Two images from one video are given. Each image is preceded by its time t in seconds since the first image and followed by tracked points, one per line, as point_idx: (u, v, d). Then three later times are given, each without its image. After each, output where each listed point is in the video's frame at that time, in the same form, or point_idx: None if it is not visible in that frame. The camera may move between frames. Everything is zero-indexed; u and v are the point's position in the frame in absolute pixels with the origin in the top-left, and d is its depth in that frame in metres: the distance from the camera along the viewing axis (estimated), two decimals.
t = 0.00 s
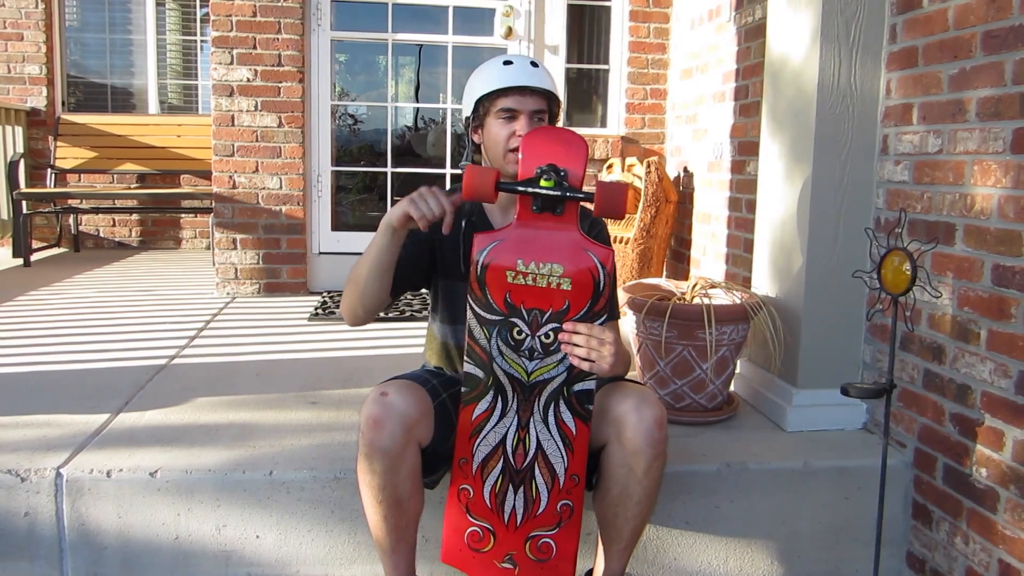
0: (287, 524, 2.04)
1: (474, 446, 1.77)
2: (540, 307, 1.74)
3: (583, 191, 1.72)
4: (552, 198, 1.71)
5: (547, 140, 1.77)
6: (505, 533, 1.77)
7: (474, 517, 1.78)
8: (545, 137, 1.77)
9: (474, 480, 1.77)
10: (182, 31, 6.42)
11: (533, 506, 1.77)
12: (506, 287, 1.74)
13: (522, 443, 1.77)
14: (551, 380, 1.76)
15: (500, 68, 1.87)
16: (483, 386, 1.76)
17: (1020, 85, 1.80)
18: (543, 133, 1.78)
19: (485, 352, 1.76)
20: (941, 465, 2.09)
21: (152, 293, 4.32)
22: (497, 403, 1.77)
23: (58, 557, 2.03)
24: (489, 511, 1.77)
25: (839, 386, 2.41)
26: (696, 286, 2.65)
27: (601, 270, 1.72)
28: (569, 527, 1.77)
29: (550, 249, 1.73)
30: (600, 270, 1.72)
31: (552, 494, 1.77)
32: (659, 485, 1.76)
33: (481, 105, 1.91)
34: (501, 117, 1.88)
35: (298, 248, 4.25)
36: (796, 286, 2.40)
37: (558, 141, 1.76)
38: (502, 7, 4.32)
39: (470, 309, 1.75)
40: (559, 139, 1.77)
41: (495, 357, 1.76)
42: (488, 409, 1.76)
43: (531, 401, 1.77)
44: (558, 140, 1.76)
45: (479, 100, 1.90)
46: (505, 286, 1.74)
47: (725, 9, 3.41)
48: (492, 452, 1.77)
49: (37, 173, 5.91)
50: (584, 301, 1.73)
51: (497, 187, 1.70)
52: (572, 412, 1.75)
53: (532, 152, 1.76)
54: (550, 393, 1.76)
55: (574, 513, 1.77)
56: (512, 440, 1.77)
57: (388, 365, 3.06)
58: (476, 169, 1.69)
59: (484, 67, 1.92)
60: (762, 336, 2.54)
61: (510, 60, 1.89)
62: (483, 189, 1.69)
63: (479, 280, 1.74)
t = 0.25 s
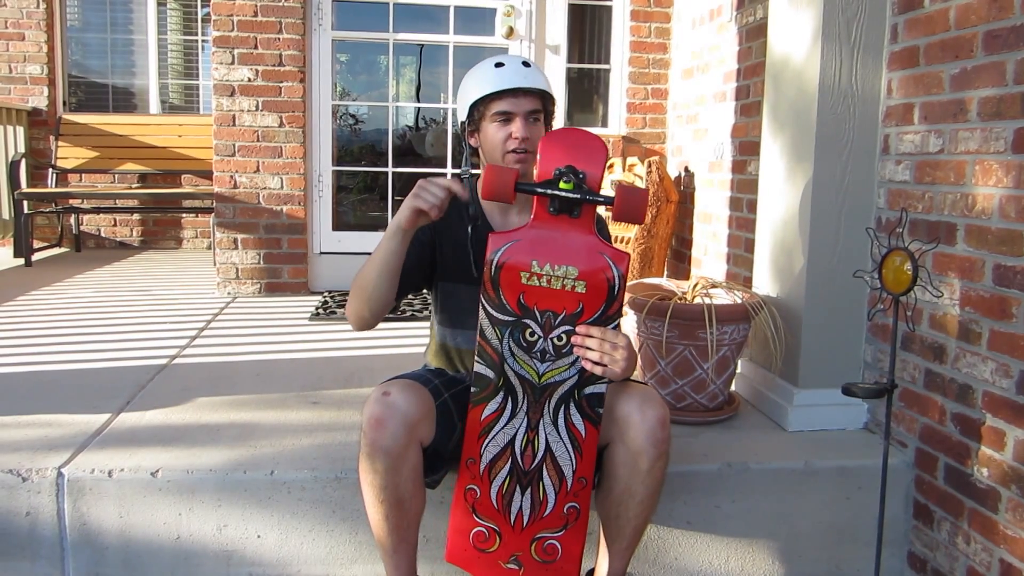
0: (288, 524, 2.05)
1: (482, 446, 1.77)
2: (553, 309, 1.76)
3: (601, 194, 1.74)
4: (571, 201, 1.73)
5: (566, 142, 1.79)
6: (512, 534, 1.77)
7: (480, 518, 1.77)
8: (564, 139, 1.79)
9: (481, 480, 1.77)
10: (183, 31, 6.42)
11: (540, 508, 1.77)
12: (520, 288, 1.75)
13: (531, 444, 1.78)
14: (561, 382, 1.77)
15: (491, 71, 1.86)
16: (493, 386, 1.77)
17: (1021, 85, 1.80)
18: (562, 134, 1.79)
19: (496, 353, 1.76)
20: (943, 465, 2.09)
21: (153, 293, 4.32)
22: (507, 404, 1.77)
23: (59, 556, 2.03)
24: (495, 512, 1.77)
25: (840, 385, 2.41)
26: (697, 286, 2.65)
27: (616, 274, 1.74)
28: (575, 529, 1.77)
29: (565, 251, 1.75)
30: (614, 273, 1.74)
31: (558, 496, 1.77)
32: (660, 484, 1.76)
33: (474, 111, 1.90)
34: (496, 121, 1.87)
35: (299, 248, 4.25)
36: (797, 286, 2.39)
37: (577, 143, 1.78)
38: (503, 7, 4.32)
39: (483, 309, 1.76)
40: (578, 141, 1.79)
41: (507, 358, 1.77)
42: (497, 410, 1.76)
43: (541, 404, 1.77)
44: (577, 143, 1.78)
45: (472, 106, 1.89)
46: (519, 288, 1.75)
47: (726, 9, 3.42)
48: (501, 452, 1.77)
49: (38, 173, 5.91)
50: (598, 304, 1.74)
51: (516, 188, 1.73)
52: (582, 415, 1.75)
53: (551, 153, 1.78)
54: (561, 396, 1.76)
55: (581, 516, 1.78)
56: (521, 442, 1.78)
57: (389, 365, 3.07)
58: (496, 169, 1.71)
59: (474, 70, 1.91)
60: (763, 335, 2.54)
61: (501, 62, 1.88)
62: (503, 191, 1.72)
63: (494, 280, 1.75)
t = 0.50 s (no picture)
0: (290, 524, 2.05)
1: (484, 445, 1.77)
2: (557, 309, 1.76)
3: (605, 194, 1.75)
4: (575, 200, 1.73)
5: (571, 143, 1.80)
6: (513, 534, 1.77)
7: (481, 517, 1.77)
8: (570, 140, 1.80)
9: (482, 479, 1.77)
10: (184, 31, 6.42)
11: (541, 507, 1.77)
12: (523, 287, 1.76)
13: (533, 444, 1.78)
14: (563, 382, 1.77)
15: (483, 73, 1.86)
16: (495, 385, 1.77)
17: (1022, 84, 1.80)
18: (567, 134, 1.81)
19: (499, 352, 1.77)
20: (944, 465, 2.09)
21: (155, 292, 4.32)
22: (509, 403, 1.77)
23: (60, 556, 2.03)
24: (496, 511, 1.77)
25: (841, 385, 2.41)
26: (698, 286, 2.64)
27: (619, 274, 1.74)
28: (576, 529, 1.77)
29: (568, 251, 1.76)
30: (617, 273, 1.74)
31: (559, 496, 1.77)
32: (661, 484, 1.76)
33: (469, 113, 1.91)
34: (491, 123, 1.88)
35: (300, 247, 4.25)
36: (799, 286, 2.39)
37: (581, 144, 1.80)
38: (504, 7, 4.32)
39: (485, 308, 1.77)
40: (582, 142, 1.80)
41: (509, 357, 1.77)
42: (499, 409, 1.76)
43: (543, 403, 1.77)
44: (582, 144, 1.80)
45: (467, 110, 1.90)
46: (523, 287, 1.76)
47: (728, 9, 3.42)
48: (502, 452, 1.77)
49: (39, 173, 5.91)
50: (601, 304, 1.75)
51: (520, 187, 1.73)
52: (584, 414, 1.75)
53: (558, 154, 1.80)
54: (562, 396, 1.77)
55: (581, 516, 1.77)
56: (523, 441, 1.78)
57: (389, 364, 3.07)
58: (500, 168, 1.71)
59: (466, 74, 1.91)
60: (764, 335, 2.54)
61: (492, 63, 1.88)
62: (506, 189, 1.71)
63: (497, 280, 1.76)
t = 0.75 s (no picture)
0: (289, 523, 2.05)
1: (484, 443, 1.77)
2: (556, 308, 1.76)
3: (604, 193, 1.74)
4: (574, 199, 1.74)
5: (571, 142, 1.80)
6: (512, 532, 1.77)
7: (481, 514, 1.77)
8: (570, 139, 1.80)
9: (482, 477, 1.77)
10: (183, 30, 6.42)
11: (541, 505, 1.77)
12: (523, 286, 1.76)
13: (532, 442, 1.78)
14: (563, 380, 1.77)
15: (481, 74, 1.86)
16: (495, 383, 1.77)
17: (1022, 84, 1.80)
18: (567, 134, 1.81)
19: (499, 350, 1.77)
20: (944, 464, 2.09)
21: (154, 292, 4.32)
22: (509, 401, 1.78)
23: (60, 555, 2.03)
24: (496, 509, 1.77)
25: (841, 385, 2.41)
26: (699, 286, 2.64)
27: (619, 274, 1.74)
28: (576, 528, 1.77)
29: (568, 250, 1.76)
30: (616, 273, 1.74)
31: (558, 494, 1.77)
32: (660, 483, 1.76)
33: (468, 114, 1.91)
34: (490, 124, 1.87)
35: (300, 247, 4.25)
36: (799, 286, 2.39)
37: (580, 142, 1.80)
38: (503, 6, 4.32)
39: (486, 306, 1.77)
40: (582, 141, 1.80)
41: (509, 355, 1.77)
42: (499, 407, 1.77)
43: (542, 401, 1.77)
44: (580, 142, 1.80)
45: (466, 110, 1.90)
46: (523, 285, 1.76)
47: (727, 8, 3.42)
48: (502, 450, 1.77)
49: (39, 172, 5.91)
50: (601, 302, 1.75)
51: (519, 186, 1.73)
52: (583, 413, 1.75)
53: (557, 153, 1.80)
54: (562, 394, 1.77)
55: (581, 515, 1.77)
56: (523, 439, 1.78)
57: (389, 363, 3.07)
58: (499, 168, 1.71)
59: (465, 75, 1.91)
60: (764, 335, 2.54)
61: (490, 64, 1.88)
62: (505, 189, 1.71)
63: (496, 278, 1.75)
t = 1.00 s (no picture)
0: (289, 523, 2.05)
1: (486, 441, 1.77)
2: (560, 308, 1.77)
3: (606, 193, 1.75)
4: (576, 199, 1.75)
5: (575, 143, 1.81)
6: (513, 531, 1.77)
7: (482, 512, 1.78)
8: (574, 140, 1.81)
9: (484, 475, 1.78)
10: (183, 29, 6.42)
11: (542, 505, 1.77)
12: (526, 284, 1.77)
13: (534, 441, 1.78)
14: (565, 380, 1.77)
15: (466, 78, 1.87)
16: (498, 381, 1.78)
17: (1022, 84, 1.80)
18: (572, 135, 1.82)
19: (502, 348, 1.78)
20: (943, 464, 2.09)
21: (154, 291, 4.32)
22: (511, 400, 1.78)
23: (60, 555, 2.03)
24: (497, 507, 1.77)
25: (840, 385, 2.41)
26: (698, 286, 2.64)
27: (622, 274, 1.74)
28: (576, 529, 1.76)
29: (570, 250, 1.77)
30: (619, 274, 1.74)
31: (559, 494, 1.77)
32: (660, 483, 1.76)
33: (455, 118, 1.92)
34: (476, 128, 1.88)
35: (300, 246, 4.25)
36: (799, 286, 2.39)
37: (584, 144, 1.81)
38: (503, 6, 4.32)
39: (489, 305, 1.78)
40: (586, 142, 1.81)
41: (512, 354, 1.78)
42: (501, 405, 1.77)
43: (545, 400, 1.78)
44: (582, 144, 1.81)
45: (454, 113, 1.91)
46: (525, 284, 1.77)
47: (727, 7, 3.41)
48: (503, 448, 1.78)
49: (39, 172, 5.91)
50: (604, 303, 1.74)
51: (521, 185, 1.74)
52: (584, 413, 1.75)
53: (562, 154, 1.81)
54: (563, 393, 1.77)
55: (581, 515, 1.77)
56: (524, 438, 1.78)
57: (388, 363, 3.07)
58: (501, 166, 1.72)
59: (454, 79, 1.92)
60: (763, 334, 2.54)
61: (476, 67, 1.88)
62: (508, 188, 1.71)
63: (500, 277, 1.77)
